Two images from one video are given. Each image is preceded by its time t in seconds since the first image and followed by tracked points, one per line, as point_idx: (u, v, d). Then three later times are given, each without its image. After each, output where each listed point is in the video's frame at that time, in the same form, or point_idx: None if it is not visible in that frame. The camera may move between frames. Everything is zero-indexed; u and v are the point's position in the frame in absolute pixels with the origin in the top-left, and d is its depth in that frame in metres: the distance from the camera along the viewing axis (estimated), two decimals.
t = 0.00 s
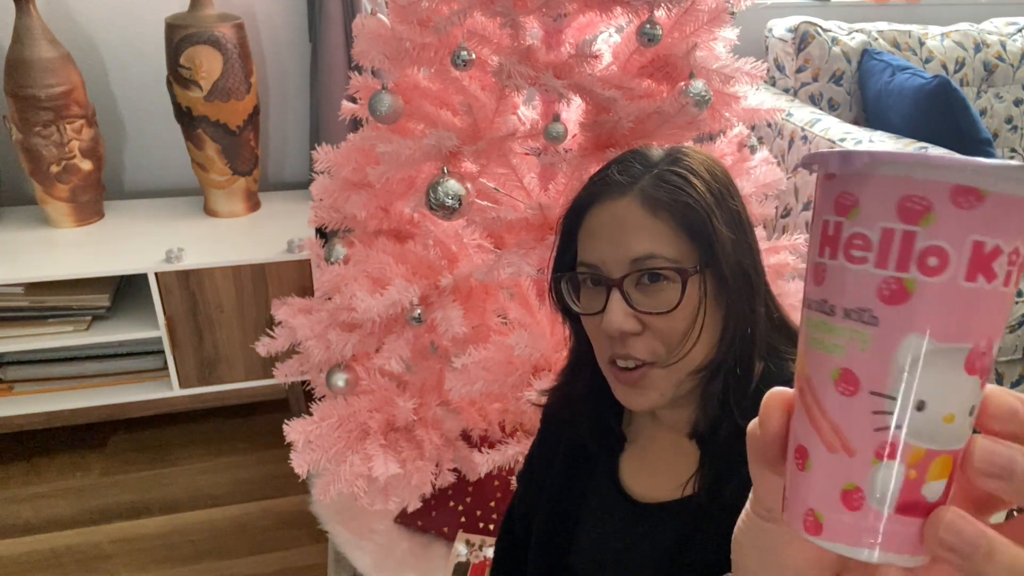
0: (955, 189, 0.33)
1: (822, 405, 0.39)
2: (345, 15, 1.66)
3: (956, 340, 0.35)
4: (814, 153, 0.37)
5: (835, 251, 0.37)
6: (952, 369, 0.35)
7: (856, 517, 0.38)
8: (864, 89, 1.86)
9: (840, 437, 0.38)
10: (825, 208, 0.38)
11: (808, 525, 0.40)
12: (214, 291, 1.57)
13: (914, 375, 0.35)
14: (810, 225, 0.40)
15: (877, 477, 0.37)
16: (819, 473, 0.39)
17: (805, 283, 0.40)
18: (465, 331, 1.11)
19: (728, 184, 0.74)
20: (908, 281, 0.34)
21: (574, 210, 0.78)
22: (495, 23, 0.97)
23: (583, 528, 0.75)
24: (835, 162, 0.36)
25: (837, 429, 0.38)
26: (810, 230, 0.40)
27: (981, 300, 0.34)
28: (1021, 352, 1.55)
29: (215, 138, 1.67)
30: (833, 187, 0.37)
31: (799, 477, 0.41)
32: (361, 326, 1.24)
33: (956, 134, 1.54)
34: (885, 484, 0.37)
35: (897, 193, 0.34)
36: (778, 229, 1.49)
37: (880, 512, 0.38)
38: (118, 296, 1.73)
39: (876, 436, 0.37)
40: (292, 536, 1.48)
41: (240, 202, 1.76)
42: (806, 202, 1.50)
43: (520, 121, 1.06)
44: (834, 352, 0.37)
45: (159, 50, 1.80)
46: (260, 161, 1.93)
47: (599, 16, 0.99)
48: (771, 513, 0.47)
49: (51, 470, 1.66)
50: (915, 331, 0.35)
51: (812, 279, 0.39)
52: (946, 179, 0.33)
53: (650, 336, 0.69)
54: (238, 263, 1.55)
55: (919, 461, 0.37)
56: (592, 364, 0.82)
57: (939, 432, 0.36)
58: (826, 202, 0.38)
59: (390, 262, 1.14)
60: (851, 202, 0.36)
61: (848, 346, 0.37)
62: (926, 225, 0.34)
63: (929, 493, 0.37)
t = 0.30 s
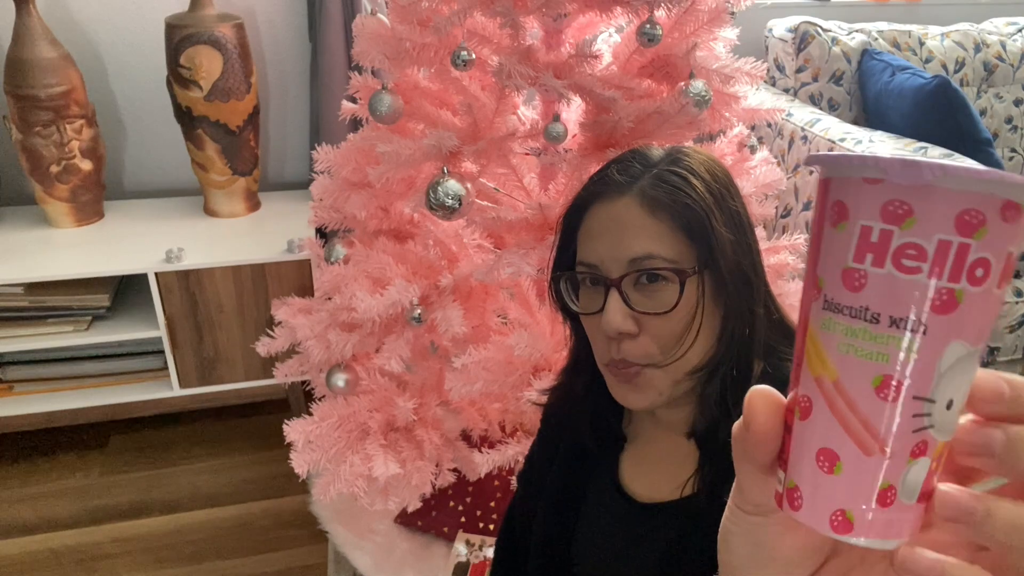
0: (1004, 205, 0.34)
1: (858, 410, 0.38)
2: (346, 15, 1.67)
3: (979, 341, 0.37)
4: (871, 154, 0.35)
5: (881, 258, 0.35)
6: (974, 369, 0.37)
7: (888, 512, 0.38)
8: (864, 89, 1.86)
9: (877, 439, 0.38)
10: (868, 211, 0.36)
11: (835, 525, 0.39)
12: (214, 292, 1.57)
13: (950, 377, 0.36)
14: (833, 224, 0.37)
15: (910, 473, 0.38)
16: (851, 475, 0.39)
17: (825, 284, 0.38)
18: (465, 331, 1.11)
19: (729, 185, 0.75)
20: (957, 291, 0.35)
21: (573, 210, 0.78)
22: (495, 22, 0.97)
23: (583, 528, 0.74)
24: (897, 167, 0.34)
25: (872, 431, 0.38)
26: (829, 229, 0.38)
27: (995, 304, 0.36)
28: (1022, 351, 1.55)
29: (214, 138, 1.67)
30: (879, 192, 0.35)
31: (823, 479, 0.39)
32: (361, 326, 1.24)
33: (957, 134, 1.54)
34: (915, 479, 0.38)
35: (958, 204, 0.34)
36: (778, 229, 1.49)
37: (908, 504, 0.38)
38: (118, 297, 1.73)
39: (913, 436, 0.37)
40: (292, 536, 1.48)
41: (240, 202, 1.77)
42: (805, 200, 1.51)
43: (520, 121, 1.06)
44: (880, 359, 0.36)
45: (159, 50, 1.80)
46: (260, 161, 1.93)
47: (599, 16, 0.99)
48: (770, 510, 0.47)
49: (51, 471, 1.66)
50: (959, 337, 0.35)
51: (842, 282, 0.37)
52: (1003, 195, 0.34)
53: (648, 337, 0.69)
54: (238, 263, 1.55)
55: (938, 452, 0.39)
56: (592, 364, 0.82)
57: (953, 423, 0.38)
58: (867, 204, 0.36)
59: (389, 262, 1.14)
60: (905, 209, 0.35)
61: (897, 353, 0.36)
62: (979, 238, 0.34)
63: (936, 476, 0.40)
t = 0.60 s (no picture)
0: (980, 188, 0.36)
1: (871, 404, 0.39)
2: (346, 15, 1.67)
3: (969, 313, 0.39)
4: (852, 166, 0.35)
5: (875, 262, 0.37)
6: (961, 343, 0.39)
7: (912, 492, 0.40)
8: (864, 89, 1.86)
9: (893, 427, 0.39)
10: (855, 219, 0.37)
11: (867, 514, 0.41)
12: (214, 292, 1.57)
13: (946, 357, 0.38)
14: (814, 233, 0.38)
15: (926, 450, 0.40)
16: (874, 467, 0.40)
17: (818, 290, 0.39)
18: (465, 331, 1.11)
19: (726, 183, 0.75)
20: (949, 279, 0.36)
21: (572, 210, 0.78)
22: (495, 22, 0.97)
23: (583, 527, 0.74)
24: (878, 176, 0.35)
25: (887, 420, 0.39)
26: (812, 239, 0.38)
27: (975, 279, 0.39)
28: (1022, 352, 1.55)
29: (215, 138, 1.67)
30: (863, 199, 0.36)
31: (846, 473, 0.41)
32: (361, 326, 1.24)
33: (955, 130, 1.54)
34: (930, 453, 0.40)
35: (939, 199, 0.35)
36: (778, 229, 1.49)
37: (926, 477, 0.41)
38: (119, 297, 1.73)
39: (925, 417, 0.39)
40: (292, 536, 1.48)
41: (241, 202, 1.77)
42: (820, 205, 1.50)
43: (520, 121, 1.06)
44: (887, 356, 0.38)
45: (159, 50, 1.80)
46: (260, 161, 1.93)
47: (599, 16, 0.99)
48: (770, 507, 0.47)
49: (51, 470, 1.66)
50: (952, 319, 0.37)
51: (837, 288, 0.38)
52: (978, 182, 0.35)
53: (648, 338, 0.69)
54: (238, 263, 1.55)
55: (942, 422, 0.41)
56: (592, 364, 0.82)
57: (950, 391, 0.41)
58: (851, 213, 0.37)
59: (390, 262, 1.14)
60: (891, 212, 0.36)
61: (903, 347, 0.37)
62: (963, 225, 0.36)
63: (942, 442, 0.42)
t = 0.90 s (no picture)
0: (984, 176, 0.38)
1: (921, 396, 0.39)
2: (346, 15, 1.67)
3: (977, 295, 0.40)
4: (880, 169, 0.35)
5: (915, 258, 0.37)
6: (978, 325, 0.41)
7: (960, 472, 0.41)
8: (864, 89, 1.86)
9: (945, 414, 0.39)
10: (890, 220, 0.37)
11: (928, 502, 0.40)
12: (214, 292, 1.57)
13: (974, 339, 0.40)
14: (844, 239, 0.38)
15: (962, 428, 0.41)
16: (934, 455, 0.40)
17: (857, 295, 0.38)
18: (464, 331, 1.11)
19: (726, 183, 0.74)
20: (972, 264, 0.38)
21: (570, 212, 0.78)
22: (495, 22, 0.97)
23: (584, 527, 0.74)
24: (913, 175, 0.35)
25: (940, 408, 0.39)
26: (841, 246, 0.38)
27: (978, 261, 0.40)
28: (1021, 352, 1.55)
29: (215, 138, 1.67)
30: (896, 199, 0.36)
31: (906, 469, 0.40)
32: (361, 326, 1.24)
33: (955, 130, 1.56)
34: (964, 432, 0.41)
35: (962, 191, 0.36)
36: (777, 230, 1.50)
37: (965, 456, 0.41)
38: (118, 297, 1.73)
39: (962, 398, 0.40)
40: (292, 536, 1.48)
41: (241, 202, 1.76)
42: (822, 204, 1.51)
43: (520, 121, 1.06)
44: (931, 346, 0.38)
45: (159, 50, 1.80)
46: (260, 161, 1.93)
47: (599, 16, 0.99)
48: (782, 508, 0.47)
49: (51, 470, 1.66)
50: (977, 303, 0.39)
51: (877, 288, 0.38)
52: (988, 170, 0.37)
53: (647, 342, 0.69)
54: (238, 263, 1.55)
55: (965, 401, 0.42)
56: (593, 364, 0.82)
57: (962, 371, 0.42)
58: (886, 213, 0.37)
59: (390, 262, 1.14)
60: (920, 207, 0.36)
61: (944, 334, 0.38)
62: (977, 214, 0.37)
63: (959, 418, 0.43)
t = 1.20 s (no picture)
0: (908, 175, 0.38)
1: (825, 376, 0.42)
2: (346, 15, 1.67)
3: (925, 299, 0.39)
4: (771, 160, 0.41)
5: (812, 242, 0.41)
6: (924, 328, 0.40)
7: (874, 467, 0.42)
8: (864, 89, 1.86)
9: (849, 402, 0.42)
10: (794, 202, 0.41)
11: (833, 482, 0.43)
12: (214, 291, 1.57)
13: (899, 336, 0.40)
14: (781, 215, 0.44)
15: (885, 427, 0.41)
16: (836, 438, 0.43)
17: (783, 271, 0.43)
18: (464, 331, 1.11)
19: (726, 187, 0.74)
20: (880, 259, 0.39)
21: (569, 215, 0.78)
22: (495, 22, 0.97)
23: (585, 529, 0.74)
24: (799, 166, 0.40)
25: (843, 395, 0.42)
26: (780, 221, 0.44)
27: (940, 261, 0.39)
28: (1021, 353, 1.54)
29: (214, 138, 1.67)
30: (799, 187, 0.41)
31: (814, 440, 0.44)
32: (361, 326, 1.24)
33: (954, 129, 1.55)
34: (891, 434, 0.41)
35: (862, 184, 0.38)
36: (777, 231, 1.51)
37: (890, 457, 0.42)
38: (118, 297, 1.73)
39: (878, 391, 0.41)
40: (292, 536, 1.48)
41: (241, 202, 1.77)
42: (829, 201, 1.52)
43: (520, 121, 1.06)
44: (828, 329, 0.41)
45: (159, 50, 1.80)
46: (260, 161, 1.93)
47: (599, 16, 0.99)
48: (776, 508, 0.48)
49: (51, 470, 1.66)
50: (891, 300, 0.39)
51: (791, 266, 0.42)
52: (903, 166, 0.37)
53: (644, 346, 0.69)
54: (238, 263, 1.55)
55: (913, 407, 0.41)
56: (592, 364, 0.82)
57: (925, 376, 0.41)
58: (793, 198, 0.41)
59: (390, 262, 1.14)
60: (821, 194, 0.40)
61: (844, 321, 0.40)
62: (890, 209, 0.38)
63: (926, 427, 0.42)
